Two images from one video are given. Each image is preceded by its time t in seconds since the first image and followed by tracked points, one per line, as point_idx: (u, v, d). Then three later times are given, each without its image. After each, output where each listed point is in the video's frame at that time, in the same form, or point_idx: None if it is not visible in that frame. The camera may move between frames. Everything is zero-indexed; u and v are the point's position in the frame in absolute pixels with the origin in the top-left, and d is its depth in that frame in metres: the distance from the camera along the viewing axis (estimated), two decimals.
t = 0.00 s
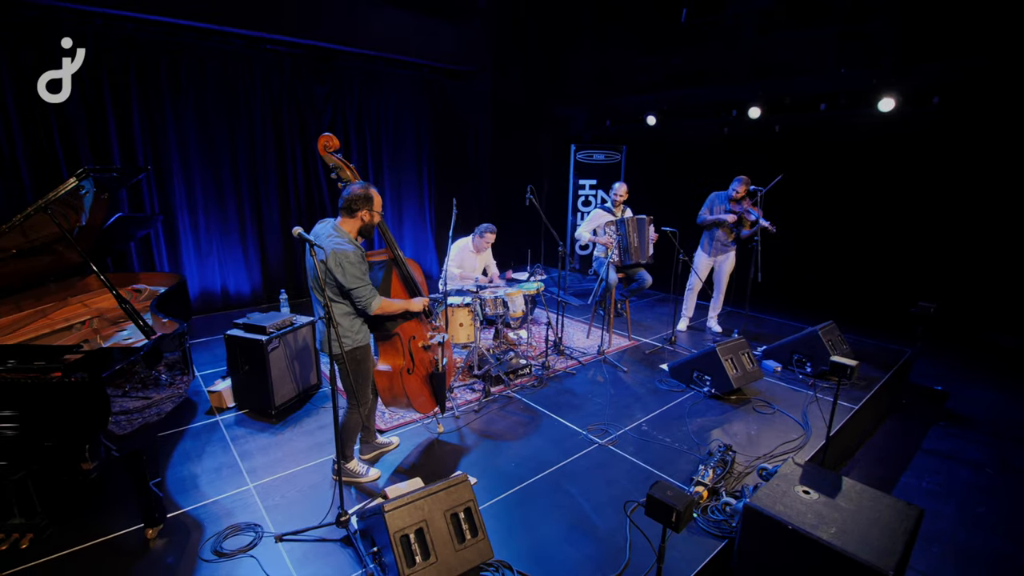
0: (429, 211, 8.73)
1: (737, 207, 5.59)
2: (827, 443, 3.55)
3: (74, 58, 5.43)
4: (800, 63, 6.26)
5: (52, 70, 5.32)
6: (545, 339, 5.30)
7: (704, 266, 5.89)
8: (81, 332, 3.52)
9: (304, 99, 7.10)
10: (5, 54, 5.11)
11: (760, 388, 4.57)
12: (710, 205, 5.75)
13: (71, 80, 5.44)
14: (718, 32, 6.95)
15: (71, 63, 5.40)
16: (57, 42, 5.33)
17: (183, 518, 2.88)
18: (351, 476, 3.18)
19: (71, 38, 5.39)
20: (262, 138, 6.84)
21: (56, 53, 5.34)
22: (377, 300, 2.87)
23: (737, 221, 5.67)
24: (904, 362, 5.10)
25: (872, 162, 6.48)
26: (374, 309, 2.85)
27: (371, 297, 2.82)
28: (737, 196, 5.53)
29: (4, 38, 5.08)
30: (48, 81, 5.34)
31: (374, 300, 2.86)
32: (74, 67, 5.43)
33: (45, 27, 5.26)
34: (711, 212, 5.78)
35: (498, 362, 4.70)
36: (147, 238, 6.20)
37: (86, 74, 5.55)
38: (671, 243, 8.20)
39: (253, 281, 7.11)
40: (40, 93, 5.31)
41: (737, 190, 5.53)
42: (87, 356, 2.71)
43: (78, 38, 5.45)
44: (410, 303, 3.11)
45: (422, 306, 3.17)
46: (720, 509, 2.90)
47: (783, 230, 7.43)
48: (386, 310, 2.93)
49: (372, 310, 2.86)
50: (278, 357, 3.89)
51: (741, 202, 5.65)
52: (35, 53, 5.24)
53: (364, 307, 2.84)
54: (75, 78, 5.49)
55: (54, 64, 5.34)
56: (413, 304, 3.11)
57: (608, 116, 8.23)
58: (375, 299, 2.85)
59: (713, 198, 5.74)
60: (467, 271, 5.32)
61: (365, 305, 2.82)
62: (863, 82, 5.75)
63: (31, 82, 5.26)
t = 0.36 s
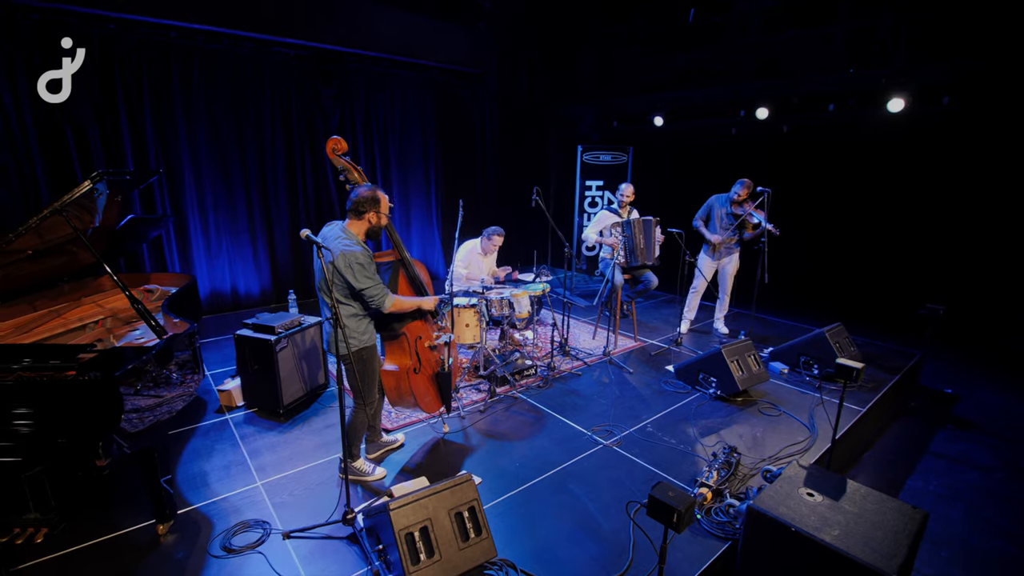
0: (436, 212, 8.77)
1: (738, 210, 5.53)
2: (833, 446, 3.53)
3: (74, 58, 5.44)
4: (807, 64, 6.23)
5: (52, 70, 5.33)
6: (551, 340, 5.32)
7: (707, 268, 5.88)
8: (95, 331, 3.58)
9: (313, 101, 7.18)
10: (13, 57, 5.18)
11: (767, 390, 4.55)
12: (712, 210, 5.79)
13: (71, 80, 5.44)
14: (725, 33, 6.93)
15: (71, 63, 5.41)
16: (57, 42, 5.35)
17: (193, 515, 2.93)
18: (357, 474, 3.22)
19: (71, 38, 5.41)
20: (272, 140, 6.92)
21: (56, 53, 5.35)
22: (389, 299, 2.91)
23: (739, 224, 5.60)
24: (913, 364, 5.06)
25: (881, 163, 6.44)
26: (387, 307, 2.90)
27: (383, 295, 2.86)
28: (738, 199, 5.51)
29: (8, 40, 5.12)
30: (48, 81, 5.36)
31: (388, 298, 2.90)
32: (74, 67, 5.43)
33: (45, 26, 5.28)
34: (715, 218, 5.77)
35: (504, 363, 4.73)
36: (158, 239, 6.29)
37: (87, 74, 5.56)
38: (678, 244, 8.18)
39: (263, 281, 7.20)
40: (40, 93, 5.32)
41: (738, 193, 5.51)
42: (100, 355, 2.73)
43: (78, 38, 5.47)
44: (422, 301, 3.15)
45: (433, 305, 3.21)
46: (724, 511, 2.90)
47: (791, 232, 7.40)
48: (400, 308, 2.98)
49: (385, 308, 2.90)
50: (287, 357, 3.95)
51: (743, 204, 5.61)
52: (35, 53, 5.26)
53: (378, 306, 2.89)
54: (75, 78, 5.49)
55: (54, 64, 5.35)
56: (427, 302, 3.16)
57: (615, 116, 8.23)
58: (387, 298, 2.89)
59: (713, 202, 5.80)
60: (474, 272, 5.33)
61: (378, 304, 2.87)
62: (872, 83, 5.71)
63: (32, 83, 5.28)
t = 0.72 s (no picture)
0: (443, 212, 8.81)
1: (728, 211, 5.56)
2: (838, 448, 3.52)
3: (74, 58, 5.45)
4: (817, 64, 6.21)
5: (52, 70, 5.35)
6: (556, 340, 5.34)
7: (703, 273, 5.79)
8: (106, 329, 3.65)
9: (321, 102, 7.24)
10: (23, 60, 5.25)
11: (772, 392, 4.54)
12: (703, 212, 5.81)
13: (71, 80, 5.46)
14: (732, 33, 6.91)
15: (71, 63, 5.42)
16: (57, 42, 5.36)
17: (201, 511, 2.98)
18: (363, 472, 3.26)
19: (71, 38, 5.41)
20: (280, 141, 6.99)
21: (56, 53, 5.37)
22: (396, 298, 2.94)
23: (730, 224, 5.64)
24: (921, 365, 5.03)
25: (890, 163, 6.40)
26: (396, 306, 2.93)
27: (389, 295, 2.89)
28: (727, 201, 5.52)
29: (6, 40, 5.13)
30: (48, 81, 5.38)
31: (396, 297, 2.93)
32: (75, 67, 5.44)
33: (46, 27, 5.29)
34: (706, 219, 5.80)
35: (509, 363, 4.76)
36: (169, 239, 6.38)
37: (86, 74, 5.57)
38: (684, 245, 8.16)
39: (271, 281, 7.27)
40: (40, 93, 5.34)
41: (726, 194, 5.52)
42: (113, 353, 2.76)
43: (78, 38, 5.47)
44: (425, 300, 3.18)
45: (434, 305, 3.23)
46: (727, 512, 2.91)
47: (799, 232, 7.35)
48: (407, 307, 3.00)
49: (392, 307, 2.93)
50: (294, 356, 4.00)
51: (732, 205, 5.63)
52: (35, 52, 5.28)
53: (385, 305, 2.92)
54: (75, 78, 5.51)
55: (54, 64, 5.37)
56: (427, 303, 3.18)
57: (622, 117, 8.22)
58: (394, 298, 2.92)
59: (704, 203, 5.82)
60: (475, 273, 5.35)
61: (385, 304, 2.90)
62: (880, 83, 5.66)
63: (31, 83, 5.30)
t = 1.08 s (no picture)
0: (448, 212, 8.86)
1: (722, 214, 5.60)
2: (841, 449, 3.51)
3: (74, 58, 5.48)
4: (824, 64, 6.17)
5: (52, 70, 5.38)
6: (559, 340, 5.37)
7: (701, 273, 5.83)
8: (116, 328, 3.72)
9: (327, 103, 7.30)
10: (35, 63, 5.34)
11: (776, 392, 4.54)
12: (695, 214, 5.83)
13: (71, 80, 5.49)
14: (738, 34, 6.90)
15: (71, 63, 5.45)
16: (57, 42, 5.39)
17: (208, 506, 3.03)
18: (366, 470, 3.29)
19: (71, 38, 5.44)
20: (288, 142, 7.06)
21: (56, 53, 5.40)
22: (401, 296, 2.96)
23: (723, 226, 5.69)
24: (927, 367, 5.00)
25: (896, 164, 6.36)
26: (398, 305, 2.96)
27: (392, 294, 2.92)
28: (720, 204, 5.53)
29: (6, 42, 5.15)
30: (48, 81, 5.41)
31: (400, 295, 2.96)
32: (74, 67, 5.48)
33: (44, 27, 5.30)
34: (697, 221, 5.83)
35: (512, 362, 4.78)
36: (177, 238, 6.46)
37: (86, 74, 5.60)
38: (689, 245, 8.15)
39: (278, 281, 7.34)
40: (40, 93, 5.37)
41: (720, 198, 5.52)
42: (122, 350, 2.79)
43: (78, 38, 5.50)
44: (430, 307, 3.20)
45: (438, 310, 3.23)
46: (727, 511, 2.92)
47: (805, 233, 7.33)
48: (412, 306, 3.04)
49: (397, 305, 2.96)
50: (300, 355, 4.04)
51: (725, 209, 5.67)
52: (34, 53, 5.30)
53: (389, 303, 2.95)
54: (75, 78, 5.54)
55: (54, 64, 5.40)
56: (435, 307, 3.21)
57: (627, 117, 8.22)
58: (396, 297, 2.95)
59: (696, 207, 5.83)
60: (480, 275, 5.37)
61: (390, 302, 2.93)
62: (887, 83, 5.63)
63: (31, 84, 5.33)
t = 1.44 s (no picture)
0: (453, 213, 8.91)
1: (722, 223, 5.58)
2: (843, 449, 3.52)
3: (74, 57, 5.51)
4: (830, 65, 6.16)
5: (52, 70, 5.41)
6: (562, 340, 5.39)
7: (699, 275, 5.85)
8: (124, 326, 3.77)
9: (333, 104, 7.36)
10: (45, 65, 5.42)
11: (778, 393, 4.54)
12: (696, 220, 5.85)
13: (71, 80, 5.53)
14: (743, 34, 6.88)
15: (71, 62, 5.48)
16: (58, 42, 5.42)
17: (213, 502, 3.07)
18: (369, 467, 3.33)
19: (71, 38, 5.47)
20: (294, 143, 7.12)
21: (56, 53, 5.43)
22: (397, 300, 2.99)
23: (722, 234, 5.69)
24: (932, 368, 4.97)
25: (902, 164, 6.33)
26: (395, 308, 2.98)
27: (391, 296, 2.95)
28: (721, 213, 5.51)
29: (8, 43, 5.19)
30: (48, 81, 5.43)
31: (395, 298, 2.99)
32: (75, 66, 5.51)
33: (46, 27, 5.33)
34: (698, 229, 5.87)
35: (515, 362, 4.81)
36: (185, 238, 6.53)
37: (86, 74, 5.63)
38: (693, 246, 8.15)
39: (283, 280, 7.40)
40: (40, 92, 5.39)
41: (721, 207, 5.50)
42: (129, 349, 2.79)
43: (78, 38, 5.52)
44: (428, 306, 3.24)
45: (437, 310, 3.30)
46: (727, 510, 2.94)
47: (809, 233, 7.31)
48: (406, 310, 3.06)
49: (392, 309, 2.98)
50: (305, 353, 4.09)
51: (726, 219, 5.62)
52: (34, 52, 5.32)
53: (385, 306, 2.97)
54: (75, 77, 5.57)
55: (55, 64, 5.43)
56: (432, 308, 3.24)
57: (631, 118, 8.22)
58: (395, 299, 2.97)
59: (696, 214, 5.86)
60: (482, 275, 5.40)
61: (385, 305, 2.95)
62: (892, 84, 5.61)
63: (31, 83, 5.35)
